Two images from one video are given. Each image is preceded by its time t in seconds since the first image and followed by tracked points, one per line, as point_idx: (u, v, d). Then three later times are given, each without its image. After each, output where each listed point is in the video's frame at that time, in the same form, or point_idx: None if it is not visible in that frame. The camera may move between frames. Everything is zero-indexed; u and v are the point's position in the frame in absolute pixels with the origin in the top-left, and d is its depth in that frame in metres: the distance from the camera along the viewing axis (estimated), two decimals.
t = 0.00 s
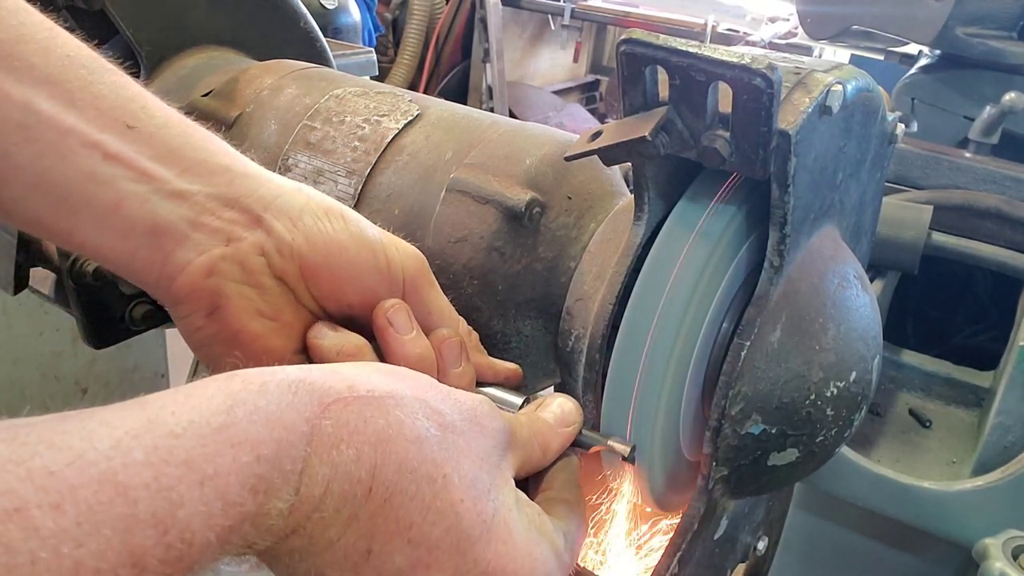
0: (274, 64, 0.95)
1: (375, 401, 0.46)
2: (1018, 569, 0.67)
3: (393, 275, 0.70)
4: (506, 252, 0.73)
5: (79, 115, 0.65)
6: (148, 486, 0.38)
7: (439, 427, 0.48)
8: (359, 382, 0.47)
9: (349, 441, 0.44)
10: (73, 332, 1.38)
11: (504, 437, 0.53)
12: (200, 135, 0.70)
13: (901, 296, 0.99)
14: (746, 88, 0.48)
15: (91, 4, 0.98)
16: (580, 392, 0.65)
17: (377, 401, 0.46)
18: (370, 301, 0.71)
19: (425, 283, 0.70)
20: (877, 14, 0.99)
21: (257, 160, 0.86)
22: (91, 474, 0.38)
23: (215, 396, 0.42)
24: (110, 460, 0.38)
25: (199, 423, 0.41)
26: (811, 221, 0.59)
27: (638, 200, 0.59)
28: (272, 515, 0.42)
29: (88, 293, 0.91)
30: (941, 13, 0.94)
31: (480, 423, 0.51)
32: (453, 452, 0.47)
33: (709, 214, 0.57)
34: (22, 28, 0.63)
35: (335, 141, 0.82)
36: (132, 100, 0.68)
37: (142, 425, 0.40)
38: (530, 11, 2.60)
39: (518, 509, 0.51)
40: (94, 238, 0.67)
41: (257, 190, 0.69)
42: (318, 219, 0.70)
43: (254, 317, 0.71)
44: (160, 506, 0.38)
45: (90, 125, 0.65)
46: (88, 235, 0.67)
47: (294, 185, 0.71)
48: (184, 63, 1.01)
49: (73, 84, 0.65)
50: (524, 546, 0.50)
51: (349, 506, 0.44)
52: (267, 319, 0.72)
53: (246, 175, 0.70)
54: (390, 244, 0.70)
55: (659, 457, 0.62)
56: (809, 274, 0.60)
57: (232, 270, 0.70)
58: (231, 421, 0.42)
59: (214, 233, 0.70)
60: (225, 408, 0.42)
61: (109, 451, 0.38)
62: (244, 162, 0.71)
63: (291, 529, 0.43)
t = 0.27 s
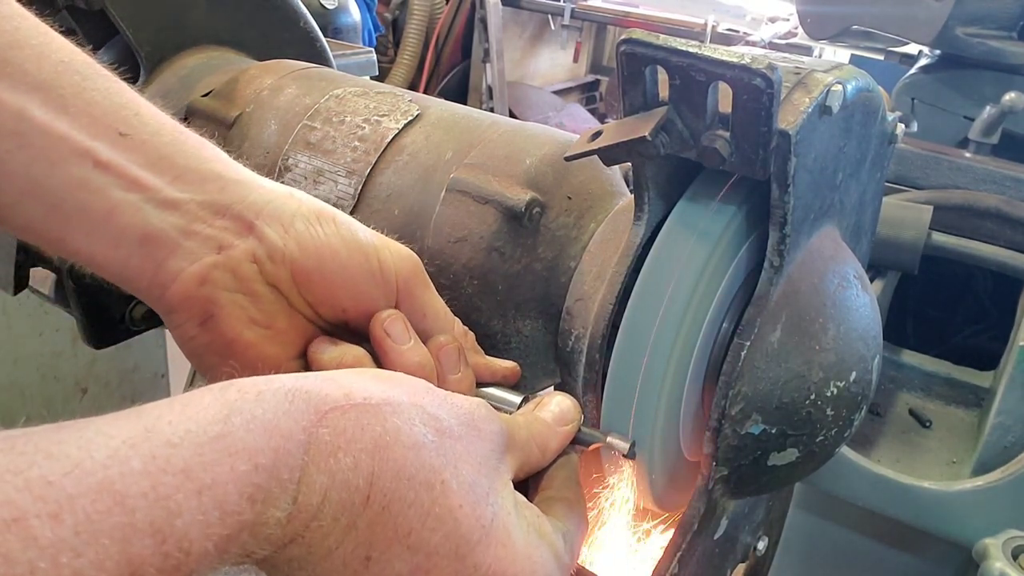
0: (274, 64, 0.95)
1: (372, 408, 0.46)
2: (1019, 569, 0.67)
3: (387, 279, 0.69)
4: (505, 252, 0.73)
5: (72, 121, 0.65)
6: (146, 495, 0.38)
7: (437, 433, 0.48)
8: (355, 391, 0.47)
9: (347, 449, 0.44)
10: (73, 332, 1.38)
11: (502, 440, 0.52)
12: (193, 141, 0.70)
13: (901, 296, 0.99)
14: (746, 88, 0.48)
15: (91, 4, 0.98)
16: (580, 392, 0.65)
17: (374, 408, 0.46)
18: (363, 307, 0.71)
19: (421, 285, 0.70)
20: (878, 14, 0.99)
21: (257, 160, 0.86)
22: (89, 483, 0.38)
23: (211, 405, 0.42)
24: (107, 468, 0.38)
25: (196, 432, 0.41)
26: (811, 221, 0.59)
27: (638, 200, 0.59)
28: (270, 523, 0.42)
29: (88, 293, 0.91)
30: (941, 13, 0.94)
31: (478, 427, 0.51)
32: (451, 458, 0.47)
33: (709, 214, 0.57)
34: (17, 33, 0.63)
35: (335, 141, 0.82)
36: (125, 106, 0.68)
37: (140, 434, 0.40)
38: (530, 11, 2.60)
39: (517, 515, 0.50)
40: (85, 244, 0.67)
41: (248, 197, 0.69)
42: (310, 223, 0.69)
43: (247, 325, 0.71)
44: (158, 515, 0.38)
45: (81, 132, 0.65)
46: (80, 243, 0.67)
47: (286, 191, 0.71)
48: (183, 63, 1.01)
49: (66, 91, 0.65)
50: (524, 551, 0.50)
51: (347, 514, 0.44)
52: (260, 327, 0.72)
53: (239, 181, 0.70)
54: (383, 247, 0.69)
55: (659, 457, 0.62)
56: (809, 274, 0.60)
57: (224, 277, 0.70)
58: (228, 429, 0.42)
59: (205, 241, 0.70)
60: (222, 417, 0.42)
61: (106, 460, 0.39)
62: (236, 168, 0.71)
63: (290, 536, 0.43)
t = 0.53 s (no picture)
0: (274, 64, 0.95)
1: (371, 414, 0.46)
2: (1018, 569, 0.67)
3: (382, 281, 0.69)
4: (505, 252, 0.73)
5: (67, 124, 0.65)
6: (143, 502, 0.38)
7: (436, 438, 0.48)
8: (354, 396, 0.46)
9: (345, 456, 0.44)
10: (73, 332, 1.38)
11: (501, 443, 0.52)
12: (189, 145, 0.70)
13: (901, 296, 0.99)
14: (746, 88, 0.48)
15: (91, 4, 0.98)
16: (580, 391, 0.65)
17: (374, 414, 0.46)
18: (358, 309, 0.71)
19: (416, 286, 0.70)
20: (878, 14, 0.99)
21: (257, 160, 0.86)
22: (86, 491, 0.38)
23: (209, 412, 0.42)
24: (104, 477, 0.38)
25: (194, 440, 0.41)
26: (811, 221, 0.59)
27: (638, 200, 0.59)
28: (269, 531, 0.42)
29: (89, 293, 0.91)
30: (941, 12, 0.94)
31: (478, 430, 0.51)
32: (450, 463, 0.47)
33: (709, 215, 0.57)
34: (14, 34, 0.63)
35: (335, 141, 0.82)
36: (121, 109, 0.68)
37: (137, 442, 0.40)
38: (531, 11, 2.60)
39: (517, 519, 0.50)
40: (79, 248, 0.67)
41: (242, 201, 0.69)
42: (304, 226, 0.69)
43: (242, 330, 0.72)
44: (155, 522, 0.38)
45: (76, 136, 0.65)
46: (75, 247, 0.67)
47: (280, 194, 0.70)
48: (183, 63, 1.01)
49: (61, 94, 0.65)
50: (525, 556, 0.50)
51: (346, 520, 0.44)
52: (256, 332, 0.72)
53: (234, 185, 0.70)
54: (378, 249, 0.70)
55: (659, 457, 0.62)
56: (810, 274, 0.60)
57: (219, 283, 0.71)
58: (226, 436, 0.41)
59: (197, 246, 0.70)
60: (220, 424, 0.42)
61: (103, 468, 0.39)
62: (231, 172, 0.71)
63: (289, 543, 0.43)
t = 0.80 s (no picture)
0: (274, 64, 0.95)
1: (368, 419, 0.46)
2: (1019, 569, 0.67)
3: (379, 282, 0.69)
4: (505, 252, 0.73)
5: (61, 125, 0.65)
6: (137, 509, 0.38)
7: (433, 441, 0.48)
8: (350, 402, 0.46)
9: (342, 462, 0.44)
10: (73, 332, 1.38)
11: (498, 445, 0.52)
12: (185, 145, 0.70)
13: (901, 296, 0.99)
14: (746, 88, 0.48)
15: (91, 4, 0.98)
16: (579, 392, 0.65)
17: (370, 419, 0.46)
18: (354, 309, 0.70)
19: (413, 285, 0.70)
20: (877, 14, 0.99)
21: (257, 160, 0.86)
22: (80, 498, 0.38)
23: (205, 419, 0.42)
24: (98, 483, 0.38)
25: (189, 446, 0.41)
26: (811, 221, 0.59)
27: (638, 200, 0.59)
28: (265, 538, 0.42)
29: (88, 293, 0.91)
30: (941, 13, 0.94)
31: (475, 434, 0.51)
32: (448, 467, 0.47)
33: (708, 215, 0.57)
34: (9, 35, 0.63)
35: (335, 141, 0.82)
36: (116, 110, 0.68)
37: (131, 448, 0.40)
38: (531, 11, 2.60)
39: (515, 520, 0.51)
40: (74, 250, 0.67)
41: (237, 202, 0.69)
42: (300, 227, 0.69)
43: (238, 333, 0.71)
44: (149, 529, 0.38)
45: (70, 137, 0.65)
46: (70, 249, 0.67)
47: (276, 195, 0.70)
48: (183, 63, 1.01)
49: (57, 94, 0.65)
50: (524, 558, 0.50)
51: (343, 527, 0.44)
52: (251, 335, 0.71)
53: (229, 185, 0.70)
54: (374, 249, 0.69)
55: (658, 457, 0.62)
56: (809, 274, 0.60)
57: (214, 285, 0.70)
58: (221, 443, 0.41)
59: (193, 248, 0.70)
60: (214, 431, 0.42)
61: (97, 474, 0.39)
62: (227, 172, 0.71)
63: (286, 551, 0.43)
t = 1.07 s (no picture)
0: (274, 64, 0.95)
1: (366, 422, 0.46)
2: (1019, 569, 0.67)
3: (376, 280, 0.69)
4: (506, 252, 0.73)
5: (54, 124, 0.65)
6: (131, 512, 0.38)
7: (431, 443, 0.48)
8: (346, 404, 0.46)
9: (339, 465, 0.44)
10: (72, 332, 1.38)
11: (496, 444, 0.52)
12: (180, 144, 0.70)
13: (902, 296, 0.99)
14: (746, 88, 0.48)
15: (90, 3, 0.98)
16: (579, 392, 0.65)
17: (368, 422, 0.46)
18: (350, 308, 0.70)
19: (411, 282, 0.69)
20: (878, 14, 0.99)
21: (256, 160, 0.86)
22: (73, 502, 0.38)
23: (200, 423, 0.42)
24: (91, 487, 0.38)
25: (184, 450, 0.41)
26: (811, 221, 0.59)
27: (638, 200, 0.59)
28: (262, 541, 0.42)
29: (88, 292, 0.91)
30: (941, 12, 0.94)
31: (472, 433, 0.50)
32: (446, 468, 0.47)
33: (707, 214, 0.57)
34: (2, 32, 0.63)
35: (335, 141, 0.82)
36: (110, 108, 0.67)
37: (125, 452, 0.40)
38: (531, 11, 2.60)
39: (515, 519, 0.51)
40: (68, 250, 0.67)
41: (231, 200, 0.69)
42: (297, 225, 0.69)
43: (234, 333, 0.72)
44: (144, 533, 0.38)
45: (63, 136, 0.65)
46: (64, 249, 0.67)
47: (270, 194, 0.71)
48: (183, 62, 1.01)
49: (49, 92, 0.64)
50: (523, 557, 0.50)
51: (342, 530, 0.44)
52: (248, 334, 0.71)
53: (224, 184, 0.70)
54: (371, 247, 0.69)
55: (658, 457, 0.62)
56: (809, 274, 0.60)
57: (210, 286, 0.71)
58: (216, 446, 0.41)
59: (186, 247, 0.70)
60: (210, 435, 0.42)
61: (91, 478, 0.38)
62: (222, 171, 0.71)
63: (283, 554, 0.43)
